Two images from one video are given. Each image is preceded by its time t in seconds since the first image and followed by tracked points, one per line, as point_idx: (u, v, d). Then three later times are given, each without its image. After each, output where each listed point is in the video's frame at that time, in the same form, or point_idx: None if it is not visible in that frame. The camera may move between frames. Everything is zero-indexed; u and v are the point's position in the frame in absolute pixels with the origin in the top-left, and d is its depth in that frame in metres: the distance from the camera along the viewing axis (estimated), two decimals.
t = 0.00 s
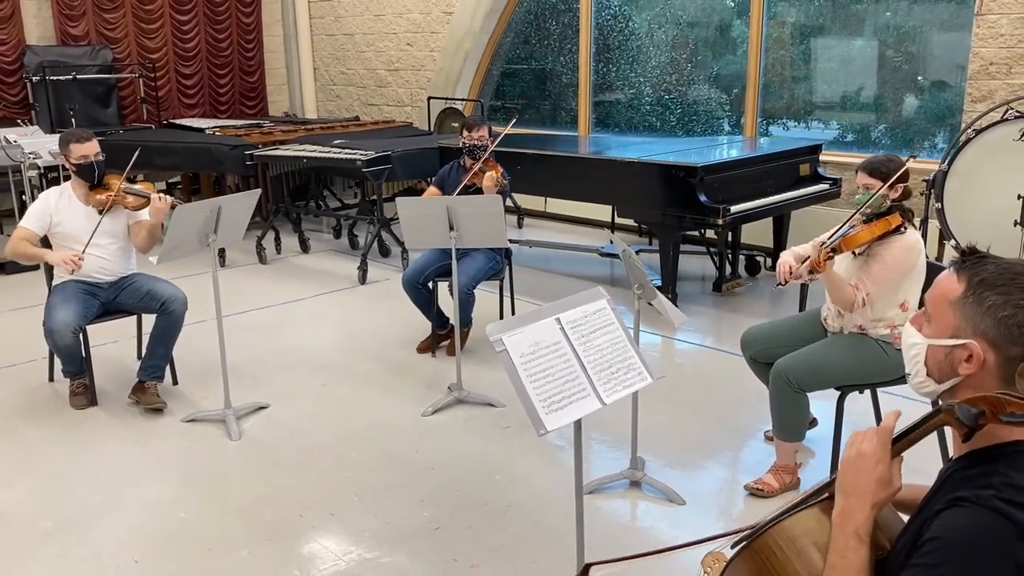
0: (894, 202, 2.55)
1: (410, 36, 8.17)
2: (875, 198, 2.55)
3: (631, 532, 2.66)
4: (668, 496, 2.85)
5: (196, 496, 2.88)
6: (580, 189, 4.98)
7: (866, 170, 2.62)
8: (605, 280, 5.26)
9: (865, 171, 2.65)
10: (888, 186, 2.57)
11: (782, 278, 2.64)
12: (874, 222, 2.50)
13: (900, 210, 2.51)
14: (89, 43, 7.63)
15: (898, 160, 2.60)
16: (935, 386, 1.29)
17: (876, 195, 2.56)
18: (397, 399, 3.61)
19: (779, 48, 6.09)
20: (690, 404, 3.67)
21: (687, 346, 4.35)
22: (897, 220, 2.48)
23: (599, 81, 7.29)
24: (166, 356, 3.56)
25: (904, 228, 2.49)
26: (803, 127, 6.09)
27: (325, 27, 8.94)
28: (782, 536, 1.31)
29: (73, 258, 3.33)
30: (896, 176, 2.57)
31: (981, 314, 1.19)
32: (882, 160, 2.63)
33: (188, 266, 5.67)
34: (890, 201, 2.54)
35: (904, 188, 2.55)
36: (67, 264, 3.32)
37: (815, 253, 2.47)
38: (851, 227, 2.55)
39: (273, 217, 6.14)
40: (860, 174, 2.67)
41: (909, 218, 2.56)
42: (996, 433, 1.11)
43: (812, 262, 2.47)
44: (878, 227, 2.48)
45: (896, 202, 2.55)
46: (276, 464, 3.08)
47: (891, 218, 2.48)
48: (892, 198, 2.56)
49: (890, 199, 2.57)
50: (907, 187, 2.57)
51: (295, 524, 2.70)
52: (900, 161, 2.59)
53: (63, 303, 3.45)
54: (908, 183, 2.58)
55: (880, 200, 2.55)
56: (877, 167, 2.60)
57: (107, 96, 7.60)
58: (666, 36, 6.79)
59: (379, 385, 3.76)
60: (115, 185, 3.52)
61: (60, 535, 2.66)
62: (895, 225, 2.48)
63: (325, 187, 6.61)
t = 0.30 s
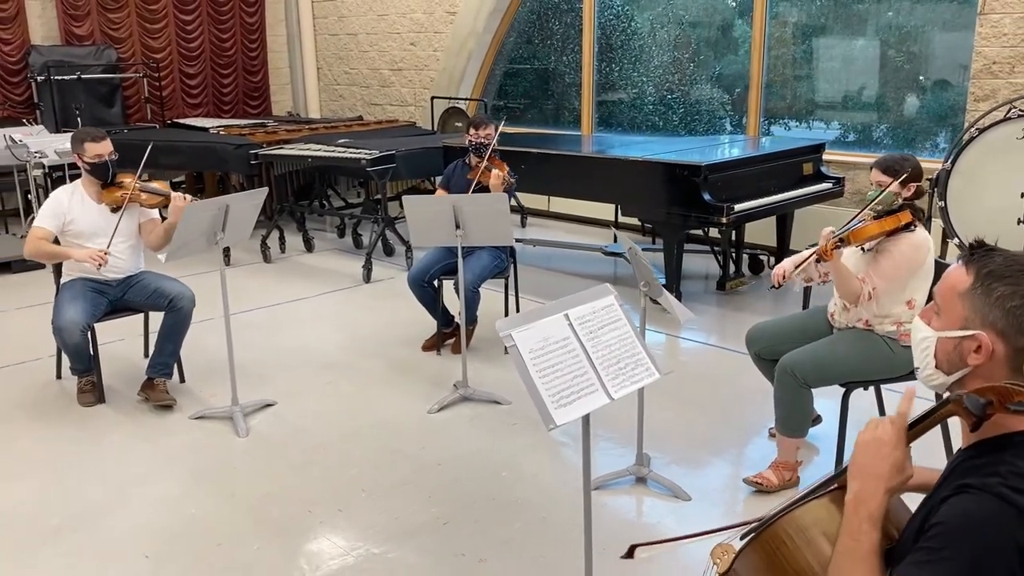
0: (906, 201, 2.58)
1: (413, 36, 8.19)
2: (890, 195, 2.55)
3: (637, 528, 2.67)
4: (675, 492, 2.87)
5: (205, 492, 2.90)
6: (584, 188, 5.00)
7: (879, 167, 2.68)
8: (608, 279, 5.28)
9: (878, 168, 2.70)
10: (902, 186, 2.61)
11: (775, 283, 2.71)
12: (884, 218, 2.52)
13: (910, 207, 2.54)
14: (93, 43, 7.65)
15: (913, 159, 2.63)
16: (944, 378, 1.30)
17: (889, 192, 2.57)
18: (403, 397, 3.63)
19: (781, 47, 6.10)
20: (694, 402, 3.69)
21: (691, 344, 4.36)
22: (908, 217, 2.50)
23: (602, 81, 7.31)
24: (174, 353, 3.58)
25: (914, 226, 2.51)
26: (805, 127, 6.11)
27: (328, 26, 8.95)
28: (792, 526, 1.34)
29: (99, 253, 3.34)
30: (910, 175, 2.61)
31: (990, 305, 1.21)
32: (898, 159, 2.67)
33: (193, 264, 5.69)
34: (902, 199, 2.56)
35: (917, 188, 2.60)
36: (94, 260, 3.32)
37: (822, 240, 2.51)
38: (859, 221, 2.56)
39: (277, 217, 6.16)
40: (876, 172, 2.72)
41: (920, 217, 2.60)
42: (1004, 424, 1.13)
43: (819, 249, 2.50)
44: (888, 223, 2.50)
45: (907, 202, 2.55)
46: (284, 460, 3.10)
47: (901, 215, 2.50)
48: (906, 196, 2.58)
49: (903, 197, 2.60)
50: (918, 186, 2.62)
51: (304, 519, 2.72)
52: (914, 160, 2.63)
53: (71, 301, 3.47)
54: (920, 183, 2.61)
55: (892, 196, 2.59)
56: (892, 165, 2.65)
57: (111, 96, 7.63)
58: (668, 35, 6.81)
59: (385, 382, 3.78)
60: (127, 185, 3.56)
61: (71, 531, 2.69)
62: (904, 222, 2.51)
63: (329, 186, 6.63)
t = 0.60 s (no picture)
0: (914, 200, 2.61)
1: (417, 36, 8.22)
2: (896, 194, 2.63)
3: (644, 524, 2.70)
4: (681, 488, 2.89)
5: (217, 487, 2.93)
6: (589, 187, 5.03)
7: (888, 168, 2.66)
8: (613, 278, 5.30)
9: (886, 167, 2.69)
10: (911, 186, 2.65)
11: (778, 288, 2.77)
12: (890, 218, 2.54)
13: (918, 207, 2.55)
14: (99, 43, 7.68)
15: (921, 159, 2.64)
16: (955, 374, 1.31)
17: (896, 190, 2.63)
18: (411, 394, 3.65)
19: (783, 47, 6.13)
20: (700, 399, 3.71)
21: (696, 342, 4.39)
22: (915, 217, 2.51)
23: (605, 81, 7.34)
24: (184, 350, 3.61)
25: (921, 226, 2.53)
26: (807, 127, 6.13)
27: (332, 27, 8.98)
28: (804, 515, 1.36)
29: (106, 260, 3.40)
30: (918, 175, 2.61)
31: (993, 298, 1.23)
32: (905, 158, 2.67)
33: (200, 263, 5.72)
34: (910, 198, 2.61)
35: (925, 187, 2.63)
36: (102, 265, 3.39)
37: (826, 244, 2.52)
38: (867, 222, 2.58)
39: (283, 216, 6.19)
40: (882, 171, 2.70)
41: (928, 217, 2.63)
42: (1015, 413, 1.16)
43: (823, 252, 2.51)
44: (895, 223, 2.51)
45: (918, 202, 2.60)
46: (294, 456, 3.13)
47: (908, 215, 2.51)
48: (914, 195, 2.63)
49: (910, 197, 2.64)
50: (926, 186, 2.66)
51: (315, 514, 2.75)
52: (922, 160, 2.63)
53: (82, 299, 3.50)
54: (928, 183, 2.65)
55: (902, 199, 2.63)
56: (899, 164, 2.64)
57: (116, 96, 7.66)
58: (671, 35, 6.83)
59: (392, 380, 3.81)
60: (140, 184, 3.60)
61: (85, 525, 2.71)
62: (912, 222, 2.52)
63: (334, 186, 6.66)
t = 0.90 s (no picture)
0: (919, 205, 2.58)
1: (420, 37, 8.23)
2: (898, 199, 2.58)
3: (653, 522, 2.71)
4: (689, 487, 2.91)
5: (227, 486, 2.95)
6: (593, 188, 5.04)
7: (890, 172, 2.59)
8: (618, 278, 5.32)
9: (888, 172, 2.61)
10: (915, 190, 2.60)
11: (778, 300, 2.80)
12: (892, 226, 2.55)
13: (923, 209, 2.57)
14: (104, 44, 7.71)
15: (923, 162, 2.56)
16: (962, 378, 1.29)
17: (901, 198, 2.58)
18: (418, 394, 3.67)
19: (786, 47, 6.14)
20: (707, 398, 3.73)
21: (701, 342, 4.41)
22: (919, 222, 2.54)
23: (609, 80, 7.35)
24: (192, 350, 3.62)
25: (925, 230, 2.55)
26: (809, 126, 6.14)
27: (335, 27, 8.99)
28: (820, 514, 1.38)
29: (122, 256, 3.42)
30: (921, 178, 2.54)
31: (984, 299, 1.22)
32: (906, 161, 2.60)
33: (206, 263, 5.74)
34: (914, 203, 2.57)
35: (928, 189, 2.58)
36: (117, 262, 3.41)
37: (824, 262, 2.55)
38: (872, 229, 2.61)
39: (289, 216, 6.22)
40: (884, 174, 2.63)
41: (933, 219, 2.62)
42: None
43: (821, 271, 2.54)
44: (898, 230, 2.54)
45: (920, 203, 2.58)
46: (302, 455, 3.15)
47: (911, 220, 2.54)
48: (918, 200, 2.59)
49: (915, 201, 2.59)
50: (930, 188, 2.59)
51: (325, 513, 2.77)
52: (925, 163, 2.56)
53: (91, 298, 3.52)
54: (932, 184, 2.59)
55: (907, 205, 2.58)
56: (902, 169, 2.57)
57: (122, 96, 7.69)
58: (674, 36, 6.85)
59: (399, 379, 3.83)
60: (149, 186, 3.61)
61: (97, 523, 2.73)
62: (915, 227, 2.54)
63: (339, 186, 6.69)
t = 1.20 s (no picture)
0: (919, 206, 2.60)
1: (423, 38, 8.25)
2: (898, 200, 2.60)
3: (657, 522, 2.73)
4: (694, 486, 2.93)
5: (235, 485, 2.97)
6: (596, 189, 5.06)
7: (891, 174, 2.62)
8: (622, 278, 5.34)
9: (889, 173, 2.64)
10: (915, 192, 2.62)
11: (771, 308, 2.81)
12: (893, 229, 2.56)
13: (923, 211, 2.57)
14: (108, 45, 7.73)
15: (925, 164, 2.59)
16: (960, 381, 1.30)
17: (902, 200, 2.60)
18: (423, 394, 3.68)
19: (788, 48, 6.15)
20: (710, 398, 3.75)
21: (704, 342, 4.42)
22: (919, 225, 2.53)
23: (611, 81, 7.37)
24: (198, 350, 3.64)
25: (926, 232, 2.54)
26: (811, 127, 6.15)
27: (338, 28, 9.01)
28: (824, 512, 1.39)
29: (139, 248, 3.45)
30: (921, 180, 2.57)
31: (982, 304, 1.23)
32: (908, 163, 2.62)
33: (210, 263, 5.76)
34: (914, 205, 2.60)
35: (929, 191, 2.60)
36: (134, 253, 3.43)
37: (822, 269, 2.62)
38: (872, 234, 2.62)
39: (292, 217, 6.23)
40: (886, 176, 2.66)
41: (935, 221, 2.63)
42: None
43: (819, 277, 2.61)
44: (898, 234, 2.54)
45: (920, 206, 2.60)
46: (309, 455, 3.17)
47: (911, 224, 2.53)
48: (919, 202, 2.61)
49: (915, 203, 2.62)
50: (932, 190, 2.62)
51: (332, 512, 2.78)
52: (926, 164, 2.58)
53: (99, 299, 3.54)
54: (933, 186, 2.61)
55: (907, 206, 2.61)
56: (903, 171, 2.60)
57: (126, 97, 7.72)
58: (676, 36, 6.86)
59: (404, 379, 3.85)
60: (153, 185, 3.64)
61: (105, 523, 2.75)
62: (915, 230, 2.53)
63: (342, 186, 6.71)
